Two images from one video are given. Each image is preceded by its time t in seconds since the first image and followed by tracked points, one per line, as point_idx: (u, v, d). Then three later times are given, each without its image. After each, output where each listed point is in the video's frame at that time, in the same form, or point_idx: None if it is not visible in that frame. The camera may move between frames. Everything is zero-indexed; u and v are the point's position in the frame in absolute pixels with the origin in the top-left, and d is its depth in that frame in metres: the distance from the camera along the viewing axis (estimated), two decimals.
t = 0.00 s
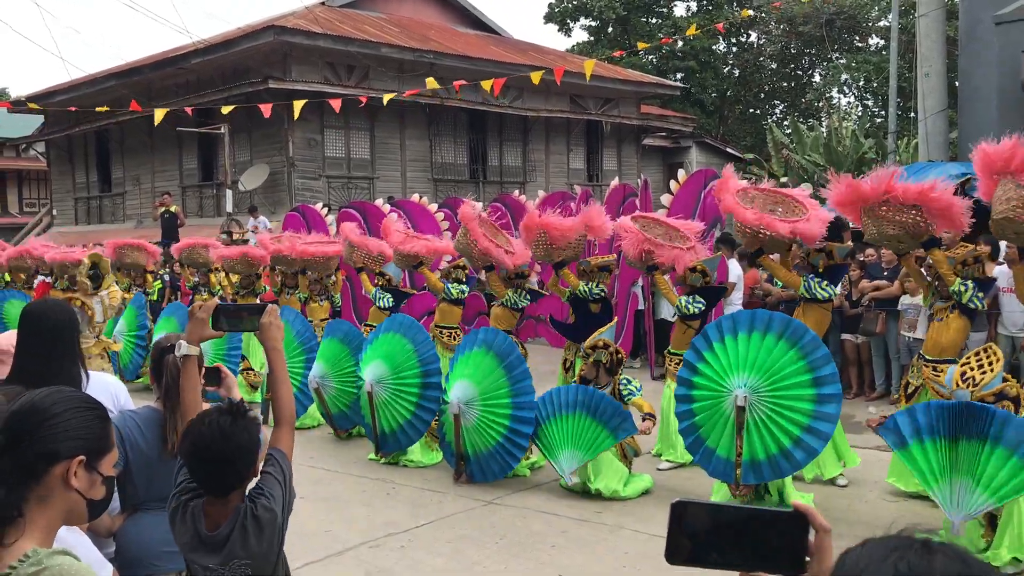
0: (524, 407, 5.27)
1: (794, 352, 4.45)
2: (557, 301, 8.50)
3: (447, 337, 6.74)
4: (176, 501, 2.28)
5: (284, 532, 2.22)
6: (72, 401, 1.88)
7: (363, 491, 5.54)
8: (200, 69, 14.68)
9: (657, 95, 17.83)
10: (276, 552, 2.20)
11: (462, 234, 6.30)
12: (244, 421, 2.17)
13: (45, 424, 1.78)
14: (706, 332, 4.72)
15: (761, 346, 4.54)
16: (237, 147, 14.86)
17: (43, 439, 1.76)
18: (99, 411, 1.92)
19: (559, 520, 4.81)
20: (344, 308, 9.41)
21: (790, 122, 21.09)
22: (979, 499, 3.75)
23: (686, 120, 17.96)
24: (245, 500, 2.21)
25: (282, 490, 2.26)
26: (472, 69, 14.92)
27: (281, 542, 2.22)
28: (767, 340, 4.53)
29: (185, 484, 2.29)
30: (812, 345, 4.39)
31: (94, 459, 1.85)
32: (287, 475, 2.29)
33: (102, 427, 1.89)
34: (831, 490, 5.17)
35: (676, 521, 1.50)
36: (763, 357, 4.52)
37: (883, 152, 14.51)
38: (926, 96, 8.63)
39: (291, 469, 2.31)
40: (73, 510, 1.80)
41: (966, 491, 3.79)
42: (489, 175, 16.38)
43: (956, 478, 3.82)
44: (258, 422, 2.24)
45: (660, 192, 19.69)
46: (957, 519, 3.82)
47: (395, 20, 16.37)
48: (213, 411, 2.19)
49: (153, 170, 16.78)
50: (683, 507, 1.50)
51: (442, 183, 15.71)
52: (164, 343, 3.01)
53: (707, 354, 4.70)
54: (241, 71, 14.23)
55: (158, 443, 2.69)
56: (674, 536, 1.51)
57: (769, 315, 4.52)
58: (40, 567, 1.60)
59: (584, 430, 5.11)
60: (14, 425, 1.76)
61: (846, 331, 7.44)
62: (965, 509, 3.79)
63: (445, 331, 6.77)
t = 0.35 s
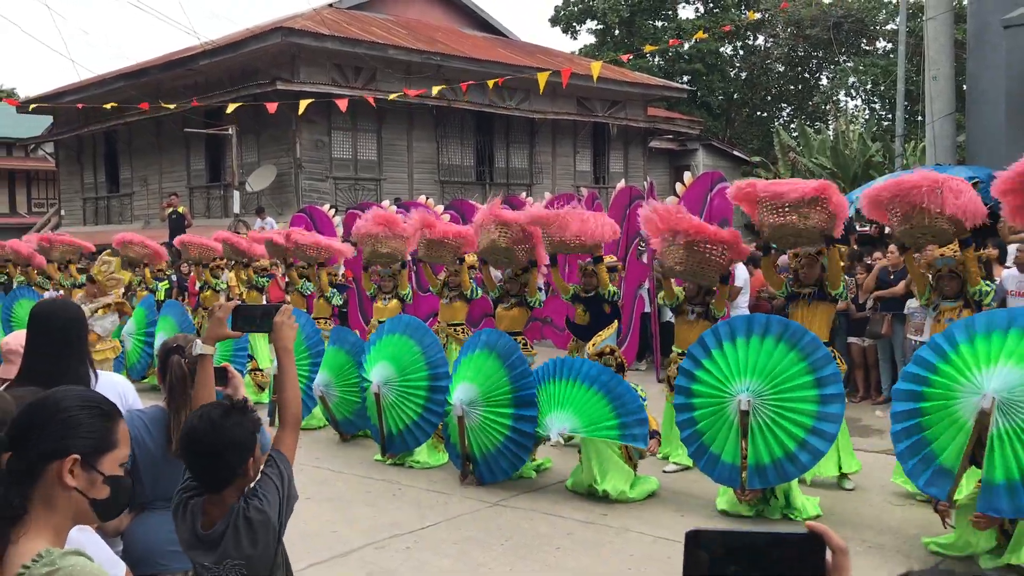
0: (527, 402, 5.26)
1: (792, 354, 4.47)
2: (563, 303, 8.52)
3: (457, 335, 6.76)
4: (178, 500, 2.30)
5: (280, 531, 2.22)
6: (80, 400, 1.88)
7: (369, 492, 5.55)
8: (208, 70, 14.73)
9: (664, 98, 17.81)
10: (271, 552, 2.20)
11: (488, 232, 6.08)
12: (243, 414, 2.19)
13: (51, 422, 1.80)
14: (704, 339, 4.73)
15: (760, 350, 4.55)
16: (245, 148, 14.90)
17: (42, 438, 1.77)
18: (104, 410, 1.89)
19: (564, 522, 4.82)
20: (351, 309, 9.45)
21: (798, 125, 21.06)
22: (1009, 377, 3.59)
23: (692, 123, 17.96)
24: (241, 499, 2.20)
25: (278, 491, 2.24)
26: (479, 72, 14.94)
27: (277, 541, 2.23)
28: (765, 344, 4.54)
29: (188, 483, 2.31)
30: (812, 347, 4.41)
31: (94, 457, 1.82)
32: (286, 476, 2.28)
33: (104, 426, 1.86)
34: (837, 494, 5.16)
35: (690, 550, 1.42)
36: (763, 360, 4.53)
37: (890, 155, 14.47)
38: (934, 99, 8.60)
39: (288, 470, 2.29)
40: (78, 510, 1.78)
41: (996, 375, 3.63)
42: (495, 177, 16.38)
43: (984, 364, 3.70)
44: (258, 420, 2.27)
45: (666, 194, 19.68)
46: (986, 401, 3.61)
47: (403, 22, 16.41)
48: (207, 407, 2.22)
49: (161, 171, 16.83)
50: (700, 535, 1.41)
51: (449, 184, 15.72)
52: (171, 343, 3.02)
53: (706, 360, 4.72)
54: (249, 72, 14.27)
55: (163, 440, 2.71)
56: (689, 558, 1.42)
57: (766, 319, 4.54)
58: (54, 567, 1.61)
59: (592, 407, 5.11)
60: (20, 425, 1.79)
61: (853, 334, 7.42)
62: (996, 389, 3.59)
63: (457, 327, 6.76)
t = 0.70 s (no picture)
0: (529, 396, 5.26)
1: (795, 357, 4.46)
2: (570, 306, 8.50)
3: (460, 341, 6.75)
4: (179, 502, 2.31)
5: (264, 540, 2.20)
6: (87, 404, 1.87)
7: (375, 495, 5.55)
8: (216, 73, 14.78)
9: (671, 102, 17.81)
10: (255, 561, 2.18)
11: (503, 240, 5.98)
12: (236, 419, 2.17)
13: (56, 424, 1.80)
14: (704, 344, 4.71)
15: (761, 353, 4.54)
16: (252, 151, 14.95)
17: (46, 441, 1.77)
18: (109, 413, 1.88)
19: (570, 526, 4.81)
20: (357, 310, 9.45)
21: (805, 130, 21.04)
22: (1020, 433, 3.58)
23: (700, 127, 17.96)
24: (228, 507, 2.18)
25: (264, 502, 2.22)
26: (486, 75, 14.97)
27: (262, 551, 2.20)
28: (765, 346, 4.53)
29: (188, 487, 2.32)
30: (814, 350, 4.40)
31: (96, 460, 1.80)
32: (274, 487, 2.26)
33: (108, 429, 1.84)
34: (844, 500, 5.14)
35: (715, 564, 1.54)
36: (766, 363, 4.52)
37: (898, 160, 14.45)
38: (942, 105, 8.58)
39: (275, 480, 2.27)
40: (83, 514, 1.78)
41: (1007, 431, 3.62)
42: (502, 180, 16.39)
43: (989, 421, 3.68)
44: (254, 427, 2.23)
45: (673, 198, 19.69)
46: (1001, 460, 3.57)
47: (410, 26, 16.44)
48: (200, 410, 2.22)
49: (169, 173, 16.89)
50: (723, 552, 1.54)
51: (455, 188, 15.75)
52: (177, 344, 3.04)
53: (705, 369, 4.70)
54: (257, 75, 14.31)
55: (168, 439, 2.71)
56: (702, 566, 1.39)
57: (766, 321, 4.53)
58: (65, 569, 1.63)
59: (606, 397, 5.00)
60: (27, 426, 1.80)
61: (860, 339, 7.40)
62: (1012, 447, 3.57)
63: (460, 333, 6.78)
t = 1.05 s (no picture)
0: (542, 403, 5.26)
1: (804, 364, 4.44)
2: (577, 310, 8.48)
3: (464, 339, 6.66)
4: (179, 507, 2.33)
5: (258, 547, 2.15)
6: (95, 405, 1.87)
7: (381, 498, 5.55)
8: (223, 76, 14.83)
9: (677, 105, 17.81)
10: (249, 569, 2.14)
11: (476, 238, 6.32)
12: (227, 425, 2.17)
13: (64, 424, 1.80)
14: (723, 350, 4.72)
15: (769, 359, 4.55)
16: (259, 153, 15.00)
17: (54, 443, 1.77)
18: (118, 415, 1.89)
19: (576, 529, 4.80)
20: (362, 312, 9.45)
21: (812, 133, 21.01)
22: (1020, 452, 3.57)
23: (706, 130, 17.96)
24: (223, 514, 2.18)
25: (258, 509, 2.17)
26: (492, 78, 14.98)
27: (256, 559, 2.15)
28: (775, 352, 4.54)
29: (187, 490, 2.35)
30: (820, 355, 4.39)
31: (106, 462, 1.81)
32: (270, 495, 2.20)
33: (117, 431, 1.85)
34: (851, 504, 5.12)
35: (724, 569, 1.54)
36: (774, 369, 4.52)
37: (904, 163, 14.41)
38: (949, 108, 8.57)
39: (272, 487, 2.21)
40: (92, 516, 1.79)
41: (1008, 448, 3.60)
42: (509, 183, 16.41)
43: (990, 437, 3.67)
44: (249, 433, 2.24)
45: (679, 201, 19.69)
46: (1003, 479, 3.56)
47: (417, 28, 16.48)
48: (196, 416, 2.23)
49: (176, 175, 16.94)
50: (729, 562, 1.54)
51: (462, 191, 15.77)
52: (186, 345, 3.04)
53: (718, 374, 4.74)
54: (264, 78, 14.36)
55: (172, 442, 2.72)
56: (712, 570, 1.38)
57: (773, 326, 4.54)
58: (73, 571, 1.63)
59: (615, 404, 5.04)
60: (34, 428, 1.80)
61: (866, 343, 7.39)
62: (1013, 465, 3.56)
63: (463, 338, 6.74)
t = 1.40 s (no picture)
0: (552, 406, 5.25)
1: (812, 368, 4.42)
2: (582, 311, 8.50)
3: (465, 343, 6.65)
4: (179, 512, 2.31)
5: (269, 547, 2.17)
6: (103, 406, 1.87)
7: (385, 498, 5.55)
8: (228, 77, 14.86)
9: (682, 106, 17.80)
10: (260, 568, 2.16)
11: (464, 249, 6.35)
12: (236, 427, 2.17)
13: (70, 425, 1.80)
14: (724, 350, 4.70)
15: (775, 362, 4.52)
16: (264, 154, 15.02)
17: (64, 444, 1.77)
18: (127, 416, 1.88)
19: (580, 531, 4.79)
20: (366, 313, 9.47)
21: (817, 133, 20.97)
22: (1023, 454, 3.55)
23: (711, 130, 17.94)
24: (233, 514, 2.17)
25: (270, 508, 2.19)
26: (497, 78, 14.98)
27: (266, 559, 2.17)
28: (781, 355, 4.51)
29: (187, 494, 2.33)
30: (828, 359, 4.37)
31: (116, 464, 1.81)
32: (280, 493, 2.23)
33: (127, 432, 1.85)
34: (856, 505, 5.10)
35: (734, 564, 1.53)
36: (781, 373, 4.50)
37: (910, 164, 14.38)
38: (955, 108, 8.54)
39: (282, 486, 2.24)
40: (101, 517, 1.78)
41: (1010, 451, 3.59)
42: (513, 184, 16.41)
43: (992, 440, 3.65)
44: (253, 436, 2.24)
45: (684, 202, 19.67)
46: (1007, 482, 3.55)
47: (422, 29, 16.49)
48: (201, 419, 2.21)
49: (181, 176, 16.96)
50: (740, 554, 1.52)
51: (466, 191, 15.77)
52: (192, 344, 3.04)
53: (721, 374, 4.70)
54: (269, 79, 14.37)
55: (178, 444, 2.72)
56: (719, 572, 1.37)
57: (781, 331, 4.52)
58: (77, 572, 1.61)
59: (621, 413, 5.03)
60: (42, 429, 1.80)
61: (871, 344, 7.37)
62: (1015, 468, 3.55)
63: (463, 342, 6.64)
